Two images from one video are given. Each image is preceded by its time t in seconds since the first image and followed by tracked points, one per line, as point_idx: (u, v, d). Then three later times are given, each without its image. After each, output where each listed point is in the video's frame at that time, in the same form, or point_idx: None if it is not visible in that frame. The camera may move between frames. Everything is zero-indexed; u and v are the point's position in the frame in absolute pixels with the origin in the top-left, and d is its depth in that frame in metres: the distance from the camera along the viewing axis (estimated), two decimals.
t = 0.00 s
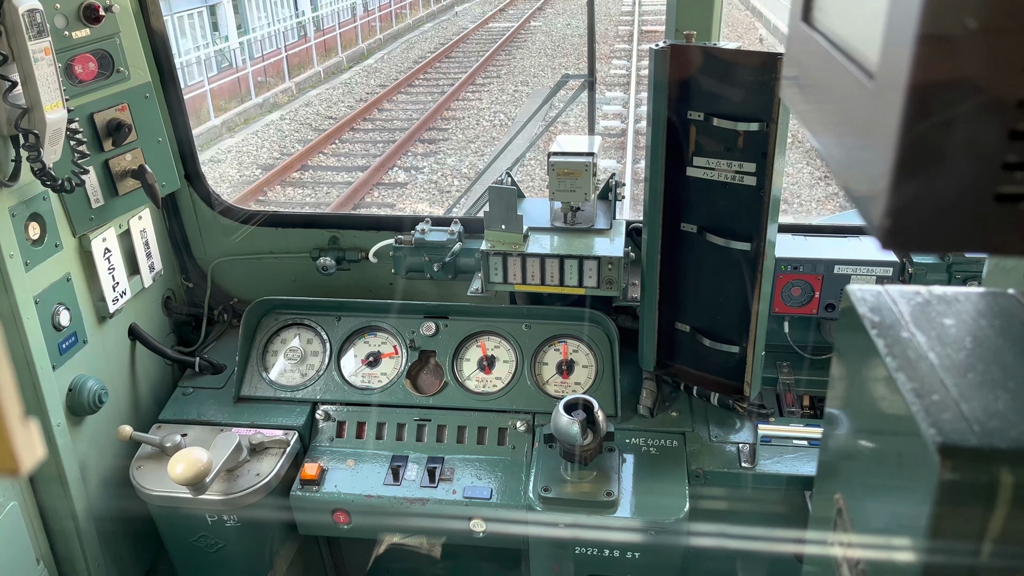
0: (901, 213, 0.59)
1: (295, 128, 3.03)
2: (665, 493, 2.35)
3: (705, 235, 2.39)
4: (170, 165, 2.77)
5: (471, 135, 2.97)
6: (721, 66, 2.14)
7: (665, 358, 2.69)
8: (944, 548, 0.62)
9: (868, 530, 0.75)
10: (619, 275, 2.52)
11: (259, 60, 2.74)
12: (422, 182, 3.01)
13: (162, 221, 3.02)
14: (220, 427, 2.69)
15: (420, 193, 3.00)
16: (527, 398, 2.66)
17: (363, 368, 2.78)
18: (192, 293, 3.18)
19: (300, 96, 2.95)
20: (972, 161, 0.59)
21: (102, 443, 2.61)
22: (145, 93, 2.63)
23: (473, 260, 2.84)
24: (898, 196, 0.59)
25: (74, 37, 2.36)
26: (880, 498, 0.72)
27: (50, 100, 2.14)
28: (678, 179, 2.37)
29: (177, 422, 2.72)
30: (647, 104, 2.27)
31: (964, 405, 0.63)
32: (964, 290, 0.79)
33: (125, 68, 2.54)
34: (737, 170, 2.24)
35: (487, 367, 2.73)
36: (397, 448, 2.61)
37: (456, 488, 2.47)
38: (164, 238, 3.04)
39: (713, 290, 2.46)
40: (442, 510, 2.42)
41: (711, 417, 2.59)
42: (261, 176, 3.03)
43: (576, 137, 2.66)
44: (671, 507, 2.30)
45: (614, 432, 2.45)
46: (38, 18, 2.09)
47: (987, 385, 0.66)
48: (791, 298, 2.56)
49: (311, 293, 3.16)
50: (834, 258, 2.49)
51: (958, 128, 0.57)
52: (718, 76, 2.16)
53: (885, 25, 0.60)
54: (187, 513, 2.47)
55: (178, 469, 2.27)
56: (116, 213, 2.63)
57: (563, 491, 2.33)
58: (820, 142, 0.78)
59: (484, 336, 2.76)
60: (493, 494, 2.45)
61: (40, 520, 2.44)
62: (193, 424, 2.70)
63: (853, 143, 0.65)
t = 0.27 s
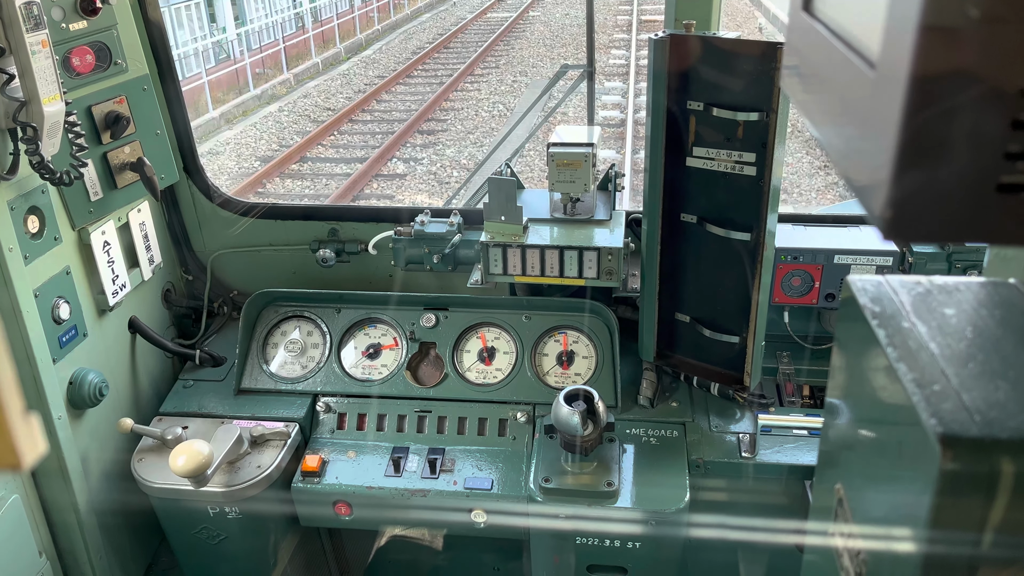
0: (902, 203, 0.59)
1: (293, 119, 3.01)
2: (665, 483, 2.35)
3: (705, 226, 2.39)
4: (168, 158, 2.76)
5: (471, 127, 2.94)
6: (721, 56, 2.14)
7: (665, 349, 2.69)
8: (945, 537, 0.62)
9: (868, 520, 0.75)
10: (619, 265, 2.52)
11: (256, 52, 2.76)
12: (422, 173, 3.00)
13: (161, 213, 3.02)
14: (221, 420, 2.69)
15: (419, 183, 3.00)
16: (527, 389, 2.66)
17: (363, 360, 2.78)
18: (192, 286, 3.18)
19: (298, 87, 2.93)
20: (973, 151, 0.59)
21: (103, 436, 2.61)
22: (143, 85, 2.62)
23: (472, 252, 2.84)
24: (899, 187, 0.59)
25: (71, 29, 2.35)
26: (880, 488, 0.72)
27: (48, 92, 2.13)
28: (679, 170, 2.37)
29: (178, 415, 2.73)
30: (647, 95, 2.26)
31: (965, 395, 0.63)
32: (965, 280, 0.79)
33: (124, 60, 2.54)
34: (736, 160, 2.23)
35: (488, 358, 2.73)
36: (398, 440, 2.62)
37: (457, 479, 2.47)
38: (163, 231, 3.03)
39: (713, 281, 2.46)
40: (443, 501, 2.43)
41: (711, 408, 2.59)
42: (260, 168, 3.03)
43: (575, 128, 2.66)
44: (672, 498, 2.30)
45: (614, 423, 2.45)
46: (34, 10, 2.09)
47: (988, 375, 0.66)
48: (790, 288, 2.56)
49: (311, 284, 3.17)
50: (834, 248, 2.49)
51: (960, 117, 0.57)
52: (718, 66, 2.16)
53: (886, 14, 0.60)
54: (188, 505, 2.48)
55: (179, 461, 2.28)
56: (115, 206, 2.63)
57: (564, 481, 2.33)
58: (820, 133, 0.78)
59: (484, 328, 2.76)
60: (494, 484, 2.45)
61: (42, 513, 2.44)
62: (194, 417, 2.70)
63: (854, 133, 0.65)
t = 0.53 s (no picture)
0: (902, 196, 0.59)
1: (292, 113, 2.99)
2: (665, 476, 2.36)
3: (704, 219, 2.38)
4: (167, 152, 2.76)
5: (470, 120, 2.91)
6: (720, 48, 2.13)
7: (665, 342, 2.69)
8: (945, 532, 0.62)
9: (868, 513, 0.75)
10: (619, 259, 2.52)
11: (255, 46, 2.74)
12: (422, 167, 3.00)
13: (160, 208, 3.01)
14: (221, 415, 2.69)
15: (418, 176, 3.00)
16: (526, 383, 2.66)
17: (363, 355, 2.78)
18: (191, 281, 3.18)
19: (297, 82, 2.92)
20: (973, 144, 0.58)
21: (103, 431, 2.61)
22: (141, 80, 2.61)
23: (472, 245, 2.84)
24: (899, 180, 0.58)
25: (67, 24, 2.34)
26: (880, 482, 0.72)
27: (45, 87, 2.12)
28: (678, 164, 2.36)
29: (178, 410, 2.73)
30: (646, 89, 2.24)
31: (966, 388, 0.63)
32: (965, 272, 0.79)
33: (121, 54, 2.53)
34: (736, 152, 2.23)
35: (487, 353, 2.73)
36: (398, 434, 2.62)
37: (457, 473, 2.47)
38: (162, 226, 3.02)
39: (712, 274, 2.46)
40: (443, 495, 2.43)
41: (711, 400, 2.59)
42: (259, 163, 3.02)
43: (574, 121, 2.65)
44: (672, 492, 2.30)
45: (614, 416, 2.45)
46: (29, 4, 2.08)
47: (988, 368, 0.66)
48: (790, 281, 2.56)
49: (310, 279, 3.16)
50: (834, 240, 2.48)
51: (960, 109, 0.57)
52: (717, 59, 2.15)
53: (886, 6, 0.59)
54: (189, 500, 2.48)
55: (179, 456, 2.28)
56: (114, 202, 2.62)
57: (565, 475, 2.33)
58: (819, 126, 0.77)
59: (484, 322, 2.76)
60: (494, 478, 2.46)
61: (42, 509, 2.45)
62: (194, 411, 2.70)
63: (854, 126, 0.65)
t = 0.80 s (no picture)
0: (905, 186, 0.58)
1: (292, 109, 2.99)
2: (666, 471, 2.36)
3: (705, 213, 2.37)
4: (165, 148, 2.74)
5: (470, 116, 2.91)
6: (720, 41, 2.12)
7: (665, 337, 2.69)
8: (948, 526, 0.62)
9: (869, 507, 0.75)
10: (619, 253, 2.51)
11: (255, 42, 2.72)
12: (421, 162, 2.99)
13: (159, 204, 3.01)
14: (221, 411, 2.69)
15: (418, 172, 2.99)
16: (527, 378, 2.66)
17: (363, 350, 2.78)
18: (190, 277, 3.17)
19: (296, 78, 2.92)
20: (978, 134, 0.58)
21: (103, 428, 2.61)
22: (139, 75, 2.60)
23: (472, 241, 2.82)
24: (901, 169, 0.58)
25: (65, 19, 2.33)
26: (882, 476, 0.72)
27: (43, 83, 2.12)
28: (679, 158, 2.35)
29: (178, 406, 2.73)
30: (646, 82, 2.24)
31: (968, 381, 0.63)
32: (968, 264, 0.78)
33: (119, 50, 2.52)
34: (736, 146, 2.22)
35: (488, 348, 2.72)
36: (398, 430, 2.62)
37: (458, 468, 2.47)
38: (162, 222, 3.02)
39: (713, 268, 2.46)
40: (444, 490, 2.43)
41: (711, 395, 2.59)
42: (259, 159, 3.02)
43: (574, 115, 2.64)
44: (673, 486, 2.30)
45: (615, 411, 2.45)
46: None
47: (991, 361, 0.65)
48: (791, 275, 2.55)
49: (310, 274, 3.16)
50: (835, 234, 2.48)
51: (965, 97, 0.56)
52: (717, 52, 2.14)
53: None
54: (190, 496, 2.48)
55: (179, 452, 2.28)
56: (113, 197, 2.61)
57: (565, 470, 2.33)
58: (820, 119, 0.77)
59: (484, 317, 2.75)
60: (495, 473, 2.46)
61: (43, 506, 2.45)
62: (194, 408, 2.70)
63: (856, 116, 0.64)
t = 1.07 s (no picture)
0: (910, 177, 0.58)
1: (292, 106, 3.02)
2: (667, 467, 2.35)
3: (705, 208, 2.37)
4: (163, 144, 2.72)
5: (470, 112, 2.92)
6: (719, 36, 2.11)
7: (666, 333, 2.68)
8: (953, 522, 0.61)
9: (872, 503, 0.74)
10: (619, 249, 2.50)
11: (254, 39, 2.73)
12: (421, 159, 2.97)
13: (158, 201, 3.00)
14: (221, 408, 2.69)
15: (419, 169, 2.96)
16: (527, 374, 2.65)
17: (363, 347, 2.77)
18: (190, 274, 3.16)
19: (296, 75, 2.94)
20: (983, 123, 0.57)
21: (103, 425, 2.61)
22: (138, 71, 2.59)
23: (472, 237, 2.83)
24: (906, 160, 0.57)
25: (63, 16, 2.33)
26: (886, 471, 0.71)
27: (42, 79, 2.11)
28: (679, 154, 2.34)
29: (178, 403, 2.72)
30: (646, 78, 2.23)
31: (973, 375, 0.62)
32: (971, 257, 0.78)
33: (117, 46, 2.51)
34: (737, 141, 2.21)
35: (488, 344, 2.72)
36: (399, 426, 2.62)
37: (459, 465, 2.47)
38: (162, 219, 3.01)
39: (714, 263, 2.45)
40: (445, 487, 2.43)
41: (712, 391, 2.58)
42: (259, 156, 3.01)
43: (574, 110, 2.62)
44: (674, 482, 2.30)
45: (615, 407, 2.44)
46: None
47: (995, 355, 0.64)
48: (792, 270, 2.55)
49: (310, 271, 3.15)
50: (836, 229, 2.47)
51: (969, 86, 0.55)
52: (717, 46, 2.13)
53: None
54: (190, 494, 2.47)
55: (179, 450, 2.27)
56: (112, 194, 2.60)
57: (566, 466, 2.32)
58: (822, 112, 0.76)
59: (484, 314, 2.75)
60: (496, 469, 2.45)
61: (43, 504, 2.45)
62: (194, 405, 2.70)
63: (859, 107, 0.63)
